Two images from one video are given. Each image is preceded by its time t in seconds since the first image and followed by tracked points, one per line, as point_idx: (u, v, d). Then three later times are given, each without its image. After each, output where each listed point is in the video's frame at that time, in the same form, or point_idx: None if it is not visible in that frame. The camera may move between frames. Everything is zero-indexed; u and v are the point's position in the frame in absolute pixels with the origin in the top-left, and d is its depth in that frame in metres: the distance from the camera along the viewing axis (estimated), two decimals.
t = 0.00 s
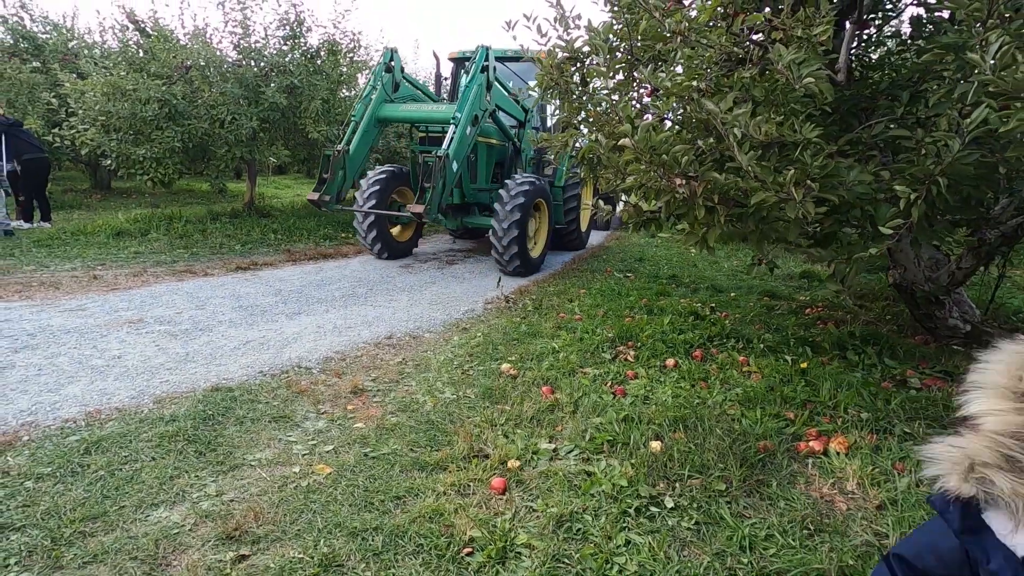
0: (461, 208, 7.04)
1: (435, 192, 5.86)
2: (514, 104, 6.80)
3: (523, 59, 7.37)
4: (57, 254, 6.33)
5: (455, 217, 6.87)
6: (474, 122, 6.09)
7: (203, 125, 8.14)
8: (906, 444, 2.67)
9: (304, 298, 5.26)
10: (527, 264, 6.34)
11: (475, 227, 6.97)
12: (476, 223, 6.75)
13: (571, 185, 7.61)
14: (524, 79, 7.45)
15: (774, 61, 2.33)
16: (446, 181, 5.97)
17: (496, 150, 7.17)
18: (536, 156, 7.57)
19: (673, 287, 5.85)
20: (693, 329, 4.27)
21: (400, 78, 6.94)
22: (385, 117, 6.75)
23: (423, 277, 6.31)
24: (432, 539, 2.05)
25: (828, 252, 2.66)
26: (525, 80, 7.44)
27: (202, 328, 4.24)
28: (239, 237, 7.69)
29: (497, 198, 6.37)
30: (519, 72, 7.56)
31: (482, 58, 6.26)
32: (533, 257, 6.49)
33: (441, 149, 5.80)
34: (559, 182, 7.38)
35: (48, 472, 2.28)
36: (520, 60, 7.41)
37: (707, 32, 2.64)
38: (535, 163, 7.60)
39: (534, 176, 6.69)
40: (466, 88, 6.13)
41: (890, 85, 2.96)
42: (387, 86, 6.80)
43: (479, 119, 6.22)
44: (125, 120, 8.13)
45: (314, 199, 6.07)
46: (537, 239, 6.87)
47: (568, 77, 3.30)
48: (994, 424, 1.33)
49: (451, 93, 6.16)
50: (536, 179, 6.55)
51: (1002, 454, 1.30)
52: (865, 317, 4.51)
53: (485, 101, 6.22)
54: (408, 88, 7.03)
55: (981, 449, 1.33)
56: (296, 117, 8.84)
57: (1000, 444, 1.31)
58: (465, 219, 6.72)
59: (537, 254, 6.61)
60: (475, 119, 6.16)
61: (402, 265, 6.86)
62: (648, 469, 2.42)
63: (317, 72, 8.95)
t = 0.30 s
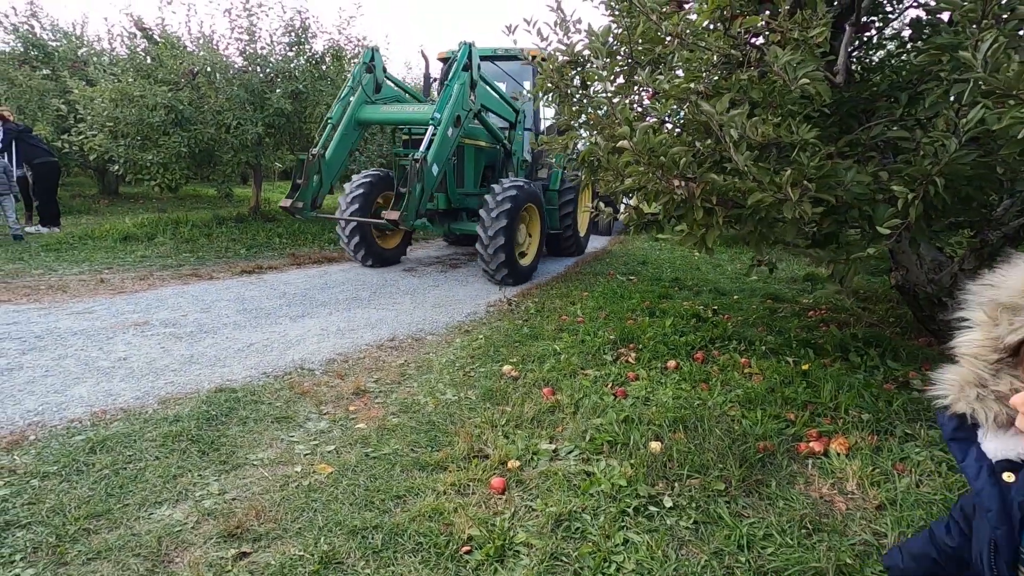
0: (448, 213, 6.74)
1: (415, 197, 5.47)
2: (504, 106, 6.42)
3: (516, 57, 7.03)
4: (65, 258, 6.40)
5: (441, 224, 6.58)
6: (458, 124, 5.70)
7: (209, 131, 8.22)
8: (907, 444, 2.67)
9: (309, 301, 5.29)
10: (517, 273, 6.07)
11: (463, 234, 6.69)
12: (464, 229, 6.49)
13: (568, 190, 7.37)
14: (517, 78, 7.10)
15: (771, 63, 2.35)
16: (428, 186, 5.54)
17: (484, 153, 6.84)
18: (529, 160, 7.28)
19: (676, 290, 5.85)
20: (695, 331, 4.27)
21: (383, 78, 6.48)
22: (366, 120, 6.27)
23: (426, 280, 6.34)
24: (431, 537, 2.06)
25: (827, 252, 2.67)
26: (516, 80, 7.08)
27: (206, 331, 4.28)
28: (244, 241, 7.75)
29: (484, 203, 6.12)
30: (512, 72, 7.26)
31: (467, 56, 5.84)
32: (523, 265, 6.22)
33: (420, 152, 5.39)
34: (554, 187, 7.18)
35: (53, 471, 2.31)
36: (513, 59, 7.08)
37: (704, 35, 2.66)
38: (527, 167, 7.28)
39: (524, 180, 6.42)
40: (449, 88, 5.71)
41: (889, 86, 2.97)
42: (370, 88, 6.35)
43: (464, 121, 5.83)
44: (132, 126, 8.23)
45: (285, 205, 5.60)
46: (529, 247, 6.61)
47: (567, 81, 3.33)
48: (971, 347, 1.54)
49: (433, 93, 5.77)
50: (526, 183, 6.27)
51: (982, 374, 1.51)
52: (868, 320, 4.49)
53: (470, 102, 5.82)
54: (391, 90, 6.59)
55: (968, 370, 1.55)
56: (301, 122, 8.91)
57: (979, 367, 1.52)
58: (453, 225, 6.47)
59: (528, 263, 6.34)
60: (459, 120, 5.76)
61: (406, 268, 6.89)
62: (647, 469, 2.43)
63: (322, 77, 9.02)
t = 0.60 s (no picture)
0: (433, 220, 6.58)
1: (389, 203, 5.26)
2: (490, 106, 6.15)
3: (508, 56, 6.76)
4: (70, 263, 6.46)
5: (425, 229, 6.39)
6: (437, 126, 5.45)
7: (213, 136, 8.30)
8: (904, 445, 2.70)
9: (312, 305, 5.34)
10: (502, 281, 5.84)
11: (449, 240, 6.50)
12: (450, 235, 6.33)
13: (561, 194, 7.21)
14: (509, 78, 6.84)
15: (767, 71, 2.40)
16: (405, 191, 5.32)
17: (471, 156, 6.63)
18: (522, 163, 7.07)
19: (676, 293, 5.89)
20: (695, 334, 4.31)
21: (363, 79, 6.24)
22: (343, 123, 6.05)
23: (428, 284, 6.38)
24: (435, 537, 2.10)
25: (823, 257, 2.71)
26: (506, 79, 6.79)
27: (211, 335, 4.33)
28: (247, 246, 7.80)
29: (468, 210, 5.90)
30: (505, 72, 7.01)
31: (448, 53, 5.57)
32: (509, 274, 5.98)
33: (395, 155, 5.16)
34: (546, 192, 7.02)
35: (64, 472, 2.35)
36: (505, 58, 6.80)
37: (701, 43, 2.71)
38: (517, 170, 7.03)
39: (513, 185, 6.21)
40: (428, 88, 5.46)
41: (885, 93, 3.01)
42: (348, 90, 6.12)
43: (444, 122, 5.58)
44: (137, 131, 8.30)
45: (255, 213, 5.37)
46: (517, 254, 6.38)
47: (568, 88, 3.38)
48: (979, 340, 1.55)
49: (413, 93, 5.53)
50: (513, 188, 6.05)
51: (989, 365, 1.51)
52: (867, 322, 4.53)
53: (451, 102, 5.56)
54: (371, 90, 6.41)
55: (978, 363, 1.55)
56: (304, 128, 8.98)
57: (988, 359, 1.52)
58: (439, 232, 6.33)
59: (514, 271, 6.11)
60: (439, 122, 5.51)
61: (408, 273, 6.94)
62: (647, 470, 2.47)
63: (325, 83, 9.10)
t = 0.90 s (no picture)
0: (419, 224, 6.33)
1: (363, 207, 5.01)
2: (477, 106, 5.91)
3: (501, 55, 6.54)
4: (78, 265, 6.52)
5: (410, 234, 6.15)
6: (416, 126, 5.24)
7: (218, 140, 8.37)
8: (906, 445, 2.74)
9: (318, 307, 5.38)
10: (488, 289, 5.61)
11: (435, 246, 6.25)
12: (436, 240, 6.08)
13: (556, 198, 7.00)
14: (502, 78, 6.61)
15: (770, 77, 2.45)
16: (380, 194, 5.05)
17: (459, 157, 6.40)
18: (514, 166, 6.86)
19: (679, 296, 5.94)
20: (698, 335, 4.35)
21: (343, 77, 5.94)
22: (322, 122, 5.76)
23: (432, 287, 6.42)
24: (446, 532, 2.15)
25: (826, 259, 2.76)
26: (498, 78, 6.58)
27: (220, 336, 4.38)
28: (252, 248, 7.86)
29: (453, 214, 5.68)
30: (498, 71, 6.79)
31: (430, 50, 5.34)
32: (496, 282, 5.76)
33: (369, 157, 4.95)
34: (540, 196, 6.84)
35: (81, 469, 2.40)
36: (497, 57, 6.57)
37: (705, 49, 2.76)
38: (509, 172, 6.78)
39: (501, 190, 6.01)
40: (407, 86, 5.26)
41: (886, 98, 3.06)
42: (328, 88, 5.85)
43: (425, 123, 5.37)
44: (143, 135, 8.37)
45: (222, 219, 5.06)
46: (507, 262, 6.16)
47: (573, 92, 3.43)
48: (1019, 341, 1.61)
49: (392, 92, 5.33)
50: (501, 193, 5.85)
51: None
52: (868, 324, 4.57)
53: (432, 102, 5.35)
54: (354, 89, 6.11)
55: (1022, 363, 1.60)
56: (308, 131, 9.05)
57: None
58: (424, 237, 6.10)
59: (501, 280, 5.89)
60: (419, 122, 5.30)
61: (412, 275, 6.98)
62: (653, 468, 2.51)
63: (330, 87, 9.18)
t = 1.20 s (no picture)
0: (406, 229, 6.11)
1: (334, 214, 4.73)
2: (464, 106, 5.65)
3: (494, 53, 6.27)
4: (89, 268, 6.60)
5: (395, 240, 5.95)
6: (395, 127, 4.99)
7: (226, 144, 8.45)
8: (913, 446, 2.76)
9: (326, 310, 5.42)
10: (473, 298, 5.32)
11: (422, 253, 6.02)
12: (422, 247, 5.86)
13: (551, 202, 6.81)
14: (496, 77, 6.35)
15: (777, 82, 2.48)
16: (353, 199, 4.80)
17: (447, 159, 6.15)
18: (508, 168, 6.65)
19: (684, 298, 5.96)
20: (704, 338, 4.37)
21: (325, 76, 5.74)
22: (301, 123, 5.50)
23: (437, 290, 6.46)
24: (457, 532, 2.18)
25: (832, 262, 2.78)
26: (491, 78, 6.32)
27: (230, 338, 4.43)
28: (260, 251, 7.92)
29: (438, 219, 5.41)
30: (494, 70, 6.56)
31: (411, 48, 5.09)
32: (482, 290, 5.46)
33: (342, 161, 4.69)
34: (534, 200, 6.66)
35: (98, 470, 2.44)
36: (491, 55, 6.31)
37: (711, 54, 2.78)
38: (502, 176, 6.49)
39: (490, 194, 5.74)
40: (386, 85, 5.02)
41: (891, 101, 3.08)
42: (307, 89, 5.61)
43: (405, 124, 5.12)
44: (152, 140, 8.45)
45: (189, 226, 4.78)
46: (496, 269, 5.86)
47: (580, 97, 3.47)
48: None
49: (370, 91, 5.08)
50: (489, 197, 5.58)
51: None
52: (874, 327, 4.58)
53: (414, 102, 5.12)
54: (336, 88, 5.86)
55: None
56: (315, 135, 9.12)
57: None
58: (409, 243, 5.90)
59: (488, 288, 5.59)
60: (399, 123, 5.05)
61: (419, 278, 7.02)
62: (661, 469, 2.54)
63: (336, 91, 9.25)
